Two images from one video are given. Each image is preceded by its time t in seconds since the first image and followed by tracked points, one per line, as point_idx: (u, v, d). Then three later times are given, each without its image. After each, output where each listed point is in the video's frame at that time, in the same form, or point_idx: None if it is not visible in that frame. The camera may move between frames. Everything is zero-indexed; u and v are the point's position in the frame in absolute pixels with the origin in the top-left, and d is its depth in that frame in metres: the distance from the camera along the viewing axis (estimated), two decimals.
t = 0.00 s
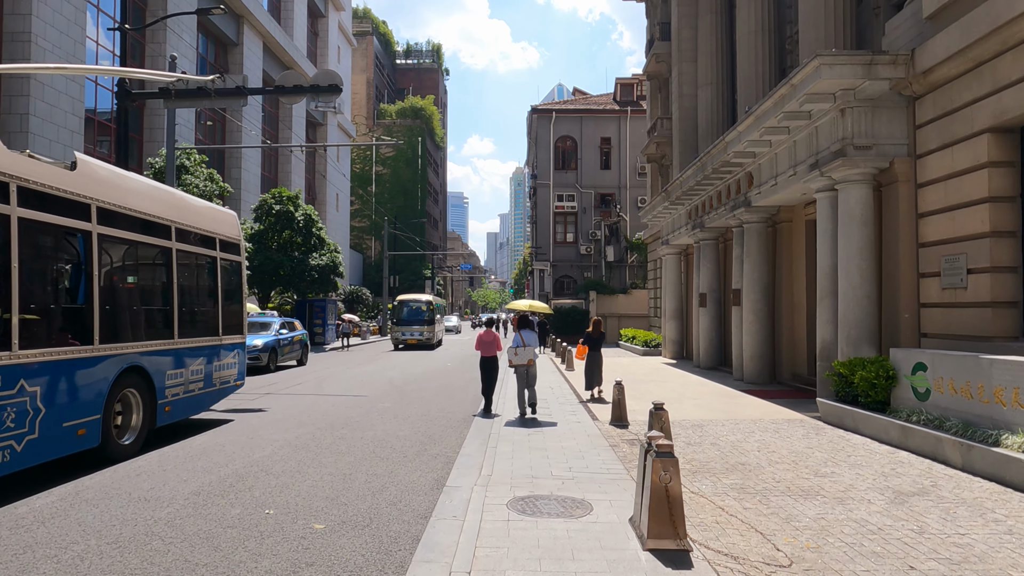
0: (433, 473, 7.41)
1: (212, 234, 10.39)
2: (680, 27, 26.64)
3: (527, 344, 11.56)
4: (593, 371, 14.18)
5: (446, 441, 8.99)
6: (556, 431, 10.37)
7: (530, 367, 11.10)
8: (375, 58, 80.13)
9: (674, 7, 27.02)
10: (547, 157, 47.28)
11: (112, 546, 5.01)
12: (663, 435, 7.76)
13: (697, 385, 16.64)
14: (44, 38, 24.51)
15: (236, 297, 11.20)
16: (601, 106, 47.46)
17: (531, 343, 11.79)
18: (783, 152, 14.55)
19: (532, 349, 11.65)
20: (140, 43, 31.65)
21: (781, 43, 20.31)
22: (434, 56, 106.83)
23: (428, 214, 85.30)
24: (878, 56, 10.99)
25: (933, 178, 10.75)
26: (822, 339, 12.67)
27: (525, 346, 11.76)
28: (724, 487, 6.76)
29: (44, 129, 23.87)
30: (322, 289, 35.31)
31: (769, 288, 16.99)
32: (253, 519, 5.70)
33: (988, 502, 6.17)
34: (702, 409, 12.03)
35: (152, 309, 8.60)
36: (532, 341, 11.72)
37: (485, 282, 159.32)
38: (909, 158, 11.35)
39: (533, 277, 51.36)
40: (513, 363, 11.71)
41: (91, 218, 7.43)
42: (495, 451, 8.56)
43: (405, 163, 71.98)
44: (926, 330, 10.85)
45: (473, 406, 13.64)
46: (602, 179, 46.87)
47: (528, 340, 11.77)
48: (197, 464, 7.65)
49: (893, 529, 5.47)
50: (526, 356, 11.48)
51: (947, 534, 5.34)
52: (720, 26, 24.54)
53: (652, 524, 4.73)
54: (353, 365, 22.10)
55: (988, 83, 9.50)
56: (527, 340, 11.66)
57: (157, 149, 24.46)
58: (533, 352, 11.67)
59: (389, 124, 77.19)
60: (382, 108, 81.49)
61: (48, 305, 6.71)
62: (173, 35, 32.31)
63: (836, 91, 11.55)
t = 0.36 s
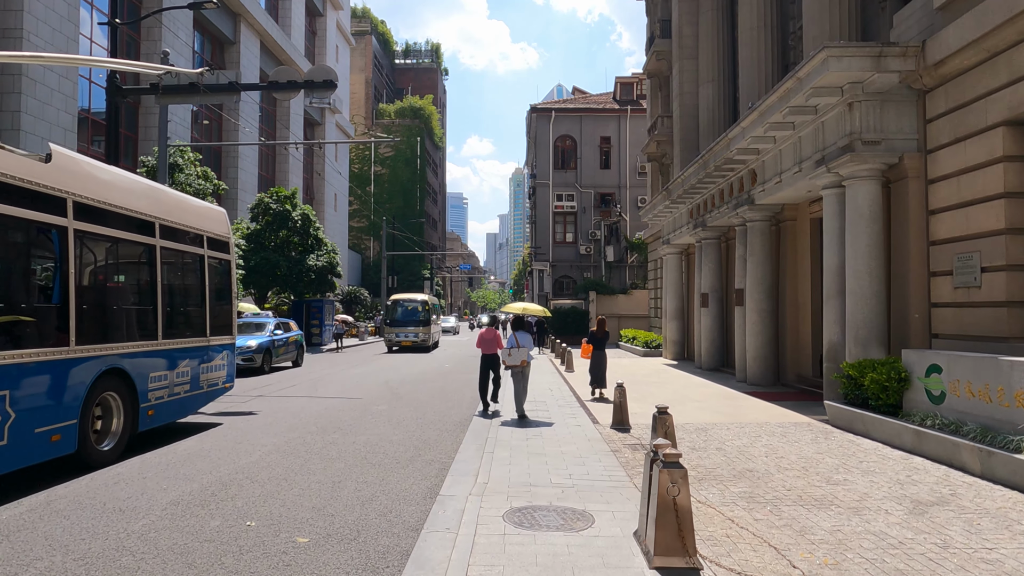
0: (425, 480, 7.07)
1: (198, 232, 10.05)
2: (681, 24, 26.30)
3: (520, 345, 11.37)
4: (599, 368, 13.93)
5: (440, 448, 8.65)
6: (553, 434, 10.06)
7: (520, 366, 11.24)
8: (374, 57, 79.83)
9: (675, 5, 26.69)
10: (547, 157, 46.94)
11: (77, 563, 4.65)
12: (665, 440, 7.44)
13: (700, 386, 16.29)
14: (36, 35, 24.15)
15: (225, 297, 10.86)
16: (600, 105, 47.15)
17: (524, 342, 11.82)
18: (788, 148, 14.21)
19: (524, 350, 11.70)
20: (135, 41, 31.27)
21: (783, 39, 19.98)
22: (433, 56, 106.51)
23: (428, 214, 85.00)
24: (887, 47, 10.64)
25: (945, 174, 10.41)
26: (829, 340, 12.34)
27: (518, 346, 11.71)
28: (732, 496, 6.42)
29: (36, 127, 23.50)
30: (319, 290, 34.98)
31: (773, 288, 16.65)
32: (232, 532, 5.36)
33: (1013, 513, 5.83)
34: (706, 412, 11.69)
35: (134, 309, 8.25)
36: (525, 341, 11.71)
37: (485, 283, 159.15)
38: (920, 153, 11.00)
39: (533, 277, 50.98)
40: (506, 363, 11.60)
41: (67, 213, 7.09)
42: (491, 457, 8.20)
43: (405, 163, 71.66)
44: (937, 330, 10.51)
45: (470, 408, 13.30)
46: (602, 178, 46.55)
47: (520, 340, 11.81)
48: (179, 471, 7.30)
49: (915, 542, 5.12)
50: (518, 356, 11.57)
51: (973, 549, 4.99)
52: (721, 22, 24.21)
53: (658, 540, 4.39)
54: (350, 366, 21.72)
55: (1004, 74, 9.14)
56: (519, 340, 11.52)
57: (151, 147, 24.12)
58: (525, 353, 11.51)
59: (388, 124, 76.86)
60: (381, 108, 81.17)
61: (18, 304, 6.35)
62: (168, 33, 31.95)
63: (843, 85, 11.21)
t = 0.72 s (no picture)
0: (423, 489, 6.73)
1: (189, 229, 9.70)
2: (684, 20, 25.94)
3: (518, 343, 11.51)
4: (605, 369, 13.60)
5: (440, 454, 8.33)
6: (556, 438, 9.74)
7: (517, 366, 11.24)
8: (374, 56, 79.51)
9: (677, 2, 26.38)
10: (548, 155, 46.59)
11: None
12: (675, 447, 7.10)
13: (705, 388, 15.95)
14: (31, 31, 23.79)
15: (217, 297, 10.52)
16: (602, 104, 46.82)
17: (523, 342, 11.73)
18: (796, 144, 13.87)
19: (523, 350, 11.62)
20: (132, 38, 30.75)
21: (789, 35, 19.64)
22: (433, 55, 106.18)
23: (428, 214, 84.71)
24: (902, 39, 10.30)
25: (962, 169, 10.06)
26: (840, 341, 12.01)
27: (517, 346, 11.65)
28: (747, 507, 6.08)
29: (30, 124, 23.18)
30: (318, 290, 34.67)
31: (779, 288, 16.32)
32: (216, 547, 5.02)
33: None
34: (713, 415, 11.35)
35: (120, 310, 7.91)
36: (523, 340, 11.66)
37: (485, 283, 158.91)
38: (934, 148, 10.67)
39: (533, 277, 50.63)
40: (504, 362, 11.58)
41: (47, 209, 6.75)
42: (492, 464, 7.88)
43: (404, 162, 71.33)
44: (952, 331, 10.19)
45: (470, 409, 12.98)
46: (603, 177, 46.22)
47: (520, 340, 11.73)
48: (166, 479, 6.96)
49: (947, 560, 4.79)
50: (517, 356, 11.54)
51: (1011, 567, 4.65)
52: (726, 18, 23.85)
53: (676, 560, 4.05)
54: (347, 367, 21.40)
55: None
56: (518, 338, 11.63)
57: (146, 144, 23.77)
58: (525, 352, 11.54)
59: (388, 123, 76.54)
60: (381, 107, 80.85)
61: None
62: (166, 30, 31.59)
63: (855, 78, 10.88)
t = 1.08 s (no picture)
0: (418, 497, 6.39)
1: (177, 225, 9.36)
2: (686, 16, 25.58)
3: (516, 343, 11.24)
4: (607, 370, 13.27)
5: (437, 460, 7.99)
6: (557, 442, 9.40)
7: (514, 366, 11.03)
8: (373, 55, 79.14)
9: None
10: (548, 154, 46.24)
11: None
12: (684, 453, 6.76)
13: (710, 389, 15.61)
14: (24, 27, 23.44)
15: (207, 296, 10.17)
16: (602, 102, 46.49)
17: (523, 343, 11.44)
18: (804, 139, 13.52)
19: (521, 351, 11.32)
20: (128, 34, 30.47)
21: (794, 30, 19.28)
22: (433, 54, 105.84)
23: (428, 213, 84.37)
24: (915, 29, 9.97)
25: (977, 164, 9.71)
26: (850, 341, 11.67)
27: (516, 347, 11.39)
28: (760, 518, 5.75)
29: (24, 121, 22.82)
30: (316, 289, 34.33)
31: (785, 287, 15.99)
32: (194, 563, 4.68)
33: None
34: (720, 417, 11.01)
35: (103, 309, 7.56)
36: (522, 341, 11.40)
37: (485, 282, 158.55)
38: (948, 142, 10.33)
39: (534, 276, 50.28)
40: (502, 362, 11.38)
41: (23, 202, 6.40)
42: (491, 470, 7.54)
43: (404, 161, 70.98)
44: (966, 331, 9.85)
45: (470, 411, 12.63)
46: (604, 176, 45.90)
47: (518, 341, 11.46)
48: (148, 487, 6.63)
49: None
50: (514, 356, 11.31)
51: None
52: (729, 13, 23.50)
53: None
54: (345, 367, 21.05)
55: None
56: (517, 339, 11.32)
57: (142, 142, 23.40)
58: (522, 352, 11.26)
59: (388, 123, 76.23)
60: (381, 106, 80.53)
61: None
62: (162, 26, 31.23)
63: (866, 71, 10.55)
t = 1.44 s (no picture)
0: (406, 509, 6.02)
1: (161, 221, 8.97)
2: (688, 12, 25.20)
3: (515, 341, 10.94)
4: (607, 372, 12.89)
5: (428, 468, 7.62)
6: (556, 447, 9.02)
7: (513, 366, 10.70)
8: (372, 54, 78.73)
9: None
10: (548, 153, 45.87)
11: None
12: (689, 461, 6.39)
13: (712, 391, 15.25)
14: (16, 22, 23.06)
15: (192, 295, 9.79)
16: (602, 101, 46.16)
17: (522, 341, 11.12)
18: (809, 135, 13.15)
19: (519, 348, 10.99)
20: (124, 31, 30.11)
21: (798, 25, 18.91)
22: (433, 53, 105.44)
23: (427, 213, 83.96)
24: (928, 20, 9.61)
25: (992, 159, 9.34)
26: (858, 343, 11.31)
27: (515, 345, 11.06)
28: (771, 533, 5.38)
29: (15, 118, 22.43)
30: (312, 289, 33.96)
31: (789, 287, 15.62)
32: None
33: None
34: (724, 421, 10.63)
35: (76, 309, 7.18)
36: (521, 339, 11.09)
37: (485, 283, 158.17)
38: (961, 138, 9.98)
39: (533, 276, 49.91)
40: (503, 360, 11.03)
41: None
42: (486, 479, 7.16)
43: (403, 160, 70.59)
44: (980, 333, 9.49)
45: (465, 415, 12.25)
46: (604, 175, 45.55)
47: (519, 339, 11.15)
48: (121, 497, 6.25)
49: None
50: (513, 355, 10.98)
51: None
52: (731, 9, 23.14)
53: None
54: (339, 368, 20.65)
55: None
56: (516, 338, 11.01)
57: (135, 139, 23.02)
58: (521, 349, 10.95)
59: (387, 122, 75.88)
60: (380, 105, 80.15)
61: None
62: (158, 23, 30.84)
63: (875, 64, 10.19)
